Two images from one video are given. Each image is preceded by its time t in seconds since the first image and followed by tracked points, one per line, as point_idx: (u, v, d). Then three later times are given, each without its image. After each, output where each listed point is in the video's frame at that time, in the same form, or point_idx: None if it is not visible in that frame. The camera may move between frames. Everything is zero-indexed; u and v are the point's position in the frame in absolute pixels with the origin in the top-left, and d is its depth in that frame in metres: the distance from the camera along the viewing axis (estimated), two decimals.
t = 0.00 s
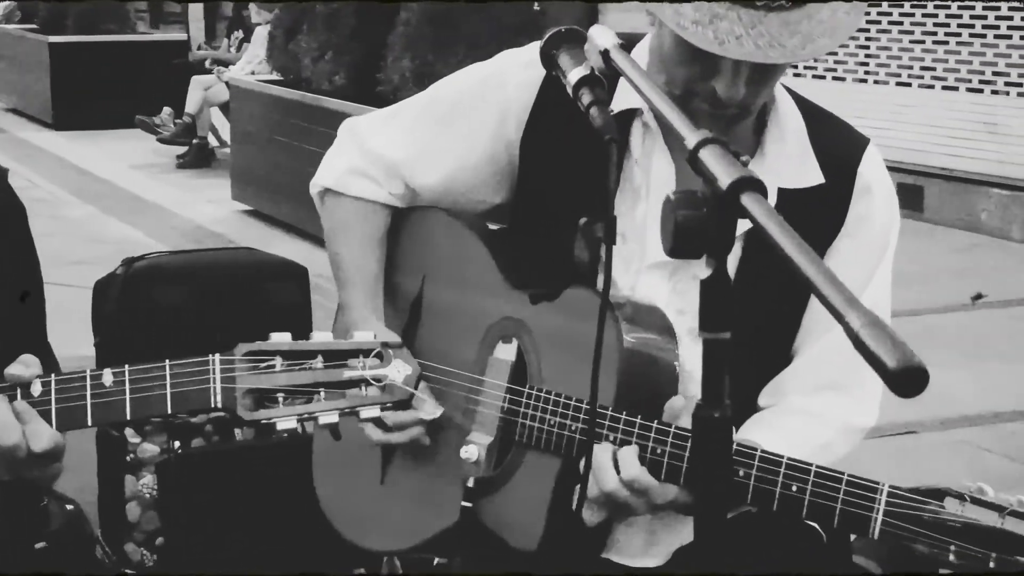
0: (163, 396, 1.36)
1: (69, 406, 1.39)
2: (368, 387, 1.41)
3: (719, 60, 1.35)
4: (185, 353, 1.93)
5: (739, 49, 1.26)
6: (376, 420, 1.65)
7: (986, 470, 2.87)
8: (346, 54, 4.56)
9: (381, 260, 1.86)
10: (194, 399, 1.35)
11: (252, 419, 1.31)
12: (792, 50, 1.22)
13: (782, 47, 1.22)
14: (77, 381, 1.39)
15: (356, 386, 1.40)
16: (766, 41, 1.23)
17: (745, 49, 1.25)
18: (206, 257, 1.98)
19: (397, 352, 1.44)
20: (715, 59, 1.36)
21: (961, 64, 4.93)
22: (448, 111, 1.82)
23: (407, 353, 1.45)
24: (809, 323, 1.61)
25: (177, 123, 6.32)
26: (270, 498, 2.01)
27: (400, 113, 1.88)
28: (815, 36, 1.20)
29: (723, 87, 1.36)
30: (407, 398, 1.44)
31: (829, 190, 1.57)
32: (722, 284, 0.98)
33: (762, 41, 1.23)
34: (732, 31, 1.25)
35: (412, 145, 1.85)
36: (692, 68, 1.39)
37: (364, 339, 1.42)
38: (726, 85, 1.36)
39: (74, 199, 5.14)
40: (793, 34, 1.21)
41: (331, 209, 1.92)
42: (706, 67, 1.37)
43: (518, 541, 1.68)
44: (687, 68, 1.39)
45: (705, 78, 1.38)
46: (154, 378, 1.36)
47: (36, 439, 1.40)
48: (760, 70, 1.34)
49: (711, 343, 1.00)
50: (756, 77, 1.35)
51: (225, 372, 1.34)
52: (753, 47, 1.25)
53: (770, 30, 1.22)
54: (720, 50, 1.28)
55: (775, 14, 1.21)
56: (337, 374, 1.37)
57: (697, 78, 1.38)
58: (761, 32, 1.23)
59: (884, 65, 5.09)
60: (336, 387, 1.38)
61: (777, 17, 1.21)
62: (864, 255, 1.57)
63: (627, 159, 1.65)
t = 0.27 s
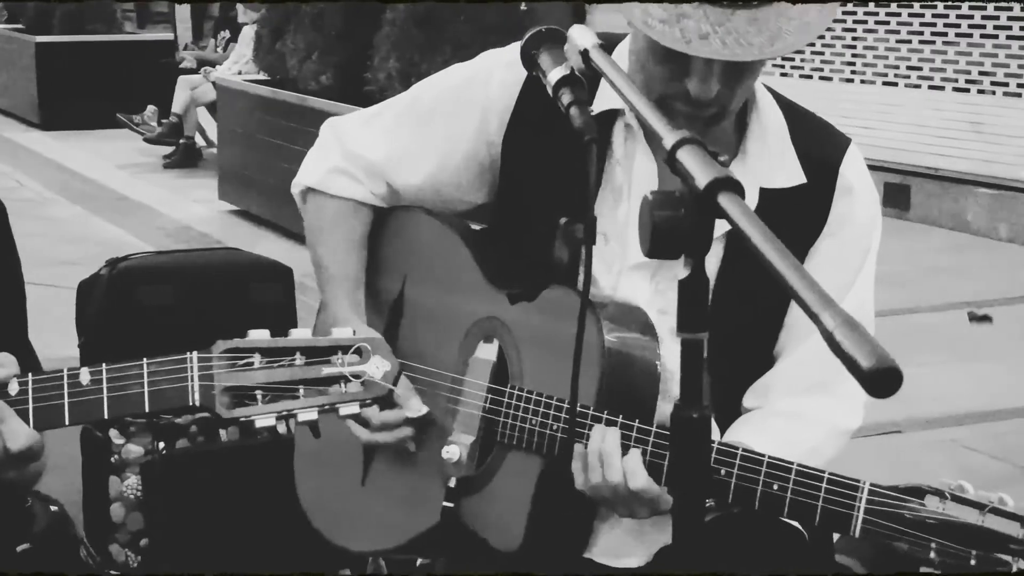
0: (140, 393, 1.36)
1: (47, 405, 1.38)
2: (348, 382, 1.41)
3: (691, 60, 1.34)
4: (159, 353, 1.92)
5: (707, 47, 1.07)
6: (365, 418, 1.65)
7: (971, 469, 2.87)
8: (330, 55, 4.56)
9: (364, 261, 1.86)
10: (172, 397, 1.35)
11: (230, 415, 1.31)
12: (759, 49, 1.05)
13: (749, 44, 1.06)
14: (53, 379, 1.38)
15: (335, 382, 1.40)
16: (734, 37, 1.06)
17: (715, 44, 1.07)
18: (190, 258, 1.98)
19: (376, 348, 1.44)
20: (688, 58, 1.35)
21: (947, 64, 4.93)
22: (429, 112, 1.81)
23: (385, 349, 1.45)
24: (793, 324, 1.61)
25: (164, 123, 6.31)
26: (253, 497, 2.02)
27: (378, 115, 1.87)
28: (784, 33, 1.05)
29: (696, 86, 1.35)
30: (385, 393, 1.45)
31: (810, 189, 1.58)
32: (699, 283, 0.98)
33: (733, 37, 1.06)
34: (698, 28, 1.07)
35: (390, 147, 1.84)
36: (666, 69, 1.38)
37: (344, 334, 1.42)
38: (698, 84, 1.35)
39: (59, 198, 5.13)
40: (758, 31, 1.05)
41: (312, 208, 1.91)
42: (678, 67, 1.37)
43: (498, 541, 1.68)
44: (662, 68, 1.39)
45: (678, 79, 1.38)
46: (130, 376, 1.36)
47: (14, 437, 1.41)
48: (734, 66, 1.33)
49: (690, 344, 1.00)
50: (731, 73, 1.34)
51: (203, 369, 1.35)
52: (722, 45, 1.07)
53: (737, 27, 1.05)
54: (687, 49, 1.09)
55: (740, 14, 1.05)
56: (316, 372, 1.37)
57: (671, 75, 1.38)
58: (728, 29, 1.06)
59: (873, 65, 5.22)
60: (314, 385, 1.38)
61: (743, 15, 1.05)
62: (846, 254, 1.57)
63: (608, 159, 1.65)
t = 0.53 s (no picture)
0: (125, 397, 1.36)
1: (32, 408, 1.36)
2: (334, 386, 1.41)
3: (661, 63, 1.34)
4: (144, 356, 1.93)
5: (669, 49, 1.11)
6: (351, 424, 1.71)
7: (962, 470, 2.88)
8: (320, 55, 4.56)
9: (353, 264, 1.87)
10: (155, 400, 1.35)
11: (216, 420, 1.32)
12: (722, 50, 1.09)
13: (713, 45, 1.09)
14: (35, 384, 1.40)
15: (321, 387, 1.41)
16: (697, 37, 1.09)
17: (677, 46, 1.11)
18: (180, 258, 1.98)
19: (362, 353, 1.45)
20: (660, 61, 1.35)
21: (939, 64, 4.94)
22: (419, 115, 1.81)
23: (371, 353, 1.46)
24: (780, 327, 1.61)
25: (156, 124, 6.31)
26: (241, 501, 2.01)
27: (369, 117, 1.87)
28: (747, 30, 1.06)
29: (667, 88, 1.36)
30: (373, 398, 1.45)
31: (797, 191, 1.58)
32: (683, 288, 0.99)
33: (694, 39, 1.09)
34: (662, 30, 1.10)
35: (380, 149, 1.84)
36: (635, 73, 1.38)
37: (330, 337, 1.44)
38: (670, 86, 1.36)
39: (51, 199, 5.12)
40: (721, 32, 1.08)
41: (301, 213, 1.90)
42: (649, 71, 1.37)
43: (483, 542, 1.67)
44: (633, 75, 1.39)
45: (652, 81, 1.37)
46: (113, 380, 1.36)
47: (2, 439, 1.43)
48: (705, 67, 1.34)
49: (672, 346, 1.00)
50: (702, 74, 1.35)
51: (188, 374, 1.35)
52: (684, 47, 1.10)
53: (700, 29, 1.08)
54: (650, 52, 1.12)
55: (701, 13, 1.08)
56: (302, 376, 1.38)
57: (643, 78, 1.38)
58: (690, 29, 1.09)
59: (864, 65, 5.27)
60: (300, 389, 1.38)
61: (704, 15, 1.08)
62: (832, 256, 1.56)
63: (595, 162, 1.64)
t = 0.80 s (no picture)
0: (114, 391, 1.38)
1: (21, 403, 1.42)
2: (324, 380, 1.41)
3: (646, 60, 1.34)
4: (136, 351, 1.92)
5: (649, 48, 1.09)
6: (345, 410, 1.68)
7: (957, 470, 2.88)
8: (318, 55, 4.56)
9: (345, 260, 1.87)
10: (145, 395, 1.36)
11: (206, 414, 1.33)
12: (702, 46, 1.07)
13: (692, 42, 1.08)
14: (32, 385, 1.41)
15: (310, 381, 1.40)
16: (676, 34, 1.08)
17: (656, 45, 1.09)
18: (175, 257, 1.99)
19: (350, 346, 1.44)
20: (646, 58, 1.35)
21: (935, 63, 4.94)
22: (410, 110, 1.81)
23: (361, 348, 1.45)
24: (771, 325, 1.61)
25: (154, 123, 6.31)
26: (235, 498, 2.02)
27: (359, 111, 1.87)
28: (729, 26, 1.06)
29: (650, 86, 1.36)
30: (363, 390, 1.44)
31: (790, 189, 1.58)
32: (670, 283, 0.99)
33: (673, 37, 1.08)
34: (641, 28, 1.08)
35: (371, 144, 1.84)
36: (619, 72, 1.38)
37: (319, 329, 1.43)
38: (652, 84, 1.36)
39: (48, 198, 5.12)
40: (701, 29, 1.07)
41: (293, 206, 1.90)
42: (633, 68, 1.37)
43: (476, 539, 1.67)
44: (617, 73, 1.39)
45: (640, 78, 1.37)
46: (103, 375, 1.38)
47: None
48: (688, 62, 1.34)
49: (662, 342, 1.00)
50: (686, 70, 1.35)
51: (178, 367, 1.36)
52: (664, 44, 1.09)
53: (679, 27, 1.07)
54: (629, 51, 1.09)
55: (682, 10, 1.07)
56: (291, 370, 1.38)
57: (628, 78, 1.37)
58: (669, 26, 1.08)
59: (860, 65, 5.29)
60: (289, 383, 1.38)
61: (686, 12, 1.07)
62: (825, 253, 1.57)
63: (587, 159, 1.65)
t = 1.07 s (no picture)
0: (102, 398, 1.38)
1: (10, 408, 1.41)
2: (313, 388, 1.42)
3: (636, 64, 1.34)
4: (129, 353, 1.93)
5: (636, 50, 1.08)
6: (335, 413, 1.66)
7: (951, 472, 2.88)
8: (314, 56, 4.56)
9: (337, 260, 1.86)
10: (133, 400, 1.37)
11: (195, 420, 1.33)
12: (688, 49, 1.06)
13: (678, 45, 1.07)
14: (21, 387, 1.42)
15: (299, 389, 1.41)
16: (663, 39, 1.06)
17: (643, 49, 1.08)
18: (172, 259, 1.99)
19: (340, 355, 1.45)
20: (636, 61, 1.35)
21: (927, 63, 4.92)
22: (400, 112, 1.82)
23: (349, 355, 1.46)
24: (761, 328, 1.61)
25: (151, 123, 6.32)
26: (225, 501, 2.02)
27: (349, 114, 1.88)
28: (713, 29, 1.05)
29: (638, 89, 1.35)
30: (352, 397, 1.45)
31: (778, 192, 1.59)
32: (652, 287, 1.00)
33: (659, 40, 1.07)
34: (627, 31, 1.07)
35: (362, 146, 1.85)
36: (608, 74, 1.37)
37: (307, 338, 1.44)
38: (641, 87, 1.35)
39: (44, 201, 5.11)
40: (686, 32, 1.05)
41: (285, 208, 1.91)
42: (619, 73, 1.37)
43: (467, 541, 1.68)
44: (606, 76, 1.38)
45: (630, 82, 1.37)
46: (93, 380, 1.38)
47: None
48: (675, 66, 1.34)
49: (646, 346, 1.01)
50: (673, 73, 1.35)
51: (168, 374, 1.36)
52: (651, 47, 1.07)
53: (665, 29, 1.06)
54: (617, 55, 1.09)
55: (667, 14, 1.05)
56: (281, 377, 1.39)
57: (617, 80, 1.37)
58: (656, 30, 1.06)
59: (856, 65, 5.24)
60: (278, 390, 1.40)
61: (671, 15, 1.05)
62: (813, 256, 1.57)
63: (576, 162, 1.65)
